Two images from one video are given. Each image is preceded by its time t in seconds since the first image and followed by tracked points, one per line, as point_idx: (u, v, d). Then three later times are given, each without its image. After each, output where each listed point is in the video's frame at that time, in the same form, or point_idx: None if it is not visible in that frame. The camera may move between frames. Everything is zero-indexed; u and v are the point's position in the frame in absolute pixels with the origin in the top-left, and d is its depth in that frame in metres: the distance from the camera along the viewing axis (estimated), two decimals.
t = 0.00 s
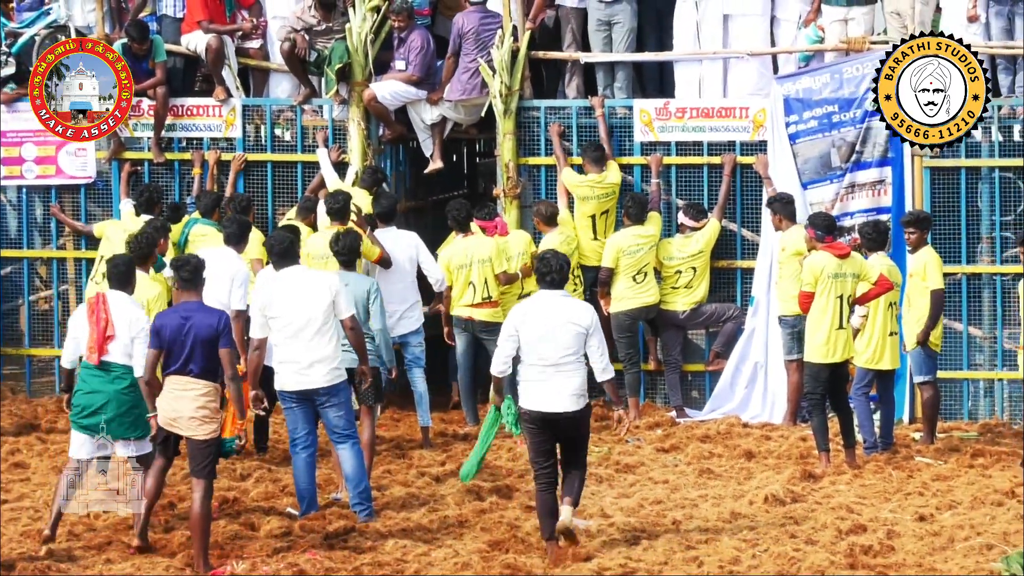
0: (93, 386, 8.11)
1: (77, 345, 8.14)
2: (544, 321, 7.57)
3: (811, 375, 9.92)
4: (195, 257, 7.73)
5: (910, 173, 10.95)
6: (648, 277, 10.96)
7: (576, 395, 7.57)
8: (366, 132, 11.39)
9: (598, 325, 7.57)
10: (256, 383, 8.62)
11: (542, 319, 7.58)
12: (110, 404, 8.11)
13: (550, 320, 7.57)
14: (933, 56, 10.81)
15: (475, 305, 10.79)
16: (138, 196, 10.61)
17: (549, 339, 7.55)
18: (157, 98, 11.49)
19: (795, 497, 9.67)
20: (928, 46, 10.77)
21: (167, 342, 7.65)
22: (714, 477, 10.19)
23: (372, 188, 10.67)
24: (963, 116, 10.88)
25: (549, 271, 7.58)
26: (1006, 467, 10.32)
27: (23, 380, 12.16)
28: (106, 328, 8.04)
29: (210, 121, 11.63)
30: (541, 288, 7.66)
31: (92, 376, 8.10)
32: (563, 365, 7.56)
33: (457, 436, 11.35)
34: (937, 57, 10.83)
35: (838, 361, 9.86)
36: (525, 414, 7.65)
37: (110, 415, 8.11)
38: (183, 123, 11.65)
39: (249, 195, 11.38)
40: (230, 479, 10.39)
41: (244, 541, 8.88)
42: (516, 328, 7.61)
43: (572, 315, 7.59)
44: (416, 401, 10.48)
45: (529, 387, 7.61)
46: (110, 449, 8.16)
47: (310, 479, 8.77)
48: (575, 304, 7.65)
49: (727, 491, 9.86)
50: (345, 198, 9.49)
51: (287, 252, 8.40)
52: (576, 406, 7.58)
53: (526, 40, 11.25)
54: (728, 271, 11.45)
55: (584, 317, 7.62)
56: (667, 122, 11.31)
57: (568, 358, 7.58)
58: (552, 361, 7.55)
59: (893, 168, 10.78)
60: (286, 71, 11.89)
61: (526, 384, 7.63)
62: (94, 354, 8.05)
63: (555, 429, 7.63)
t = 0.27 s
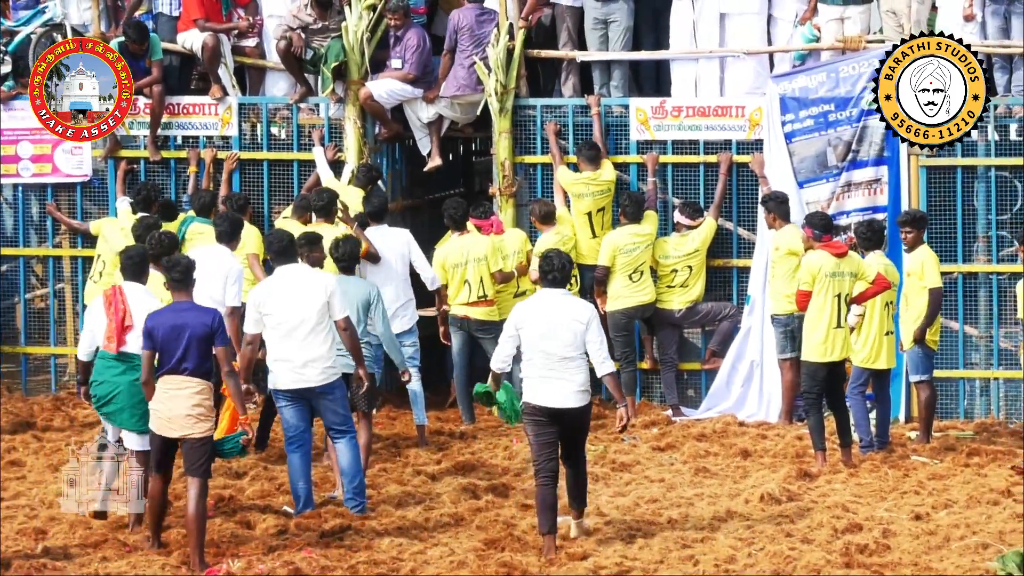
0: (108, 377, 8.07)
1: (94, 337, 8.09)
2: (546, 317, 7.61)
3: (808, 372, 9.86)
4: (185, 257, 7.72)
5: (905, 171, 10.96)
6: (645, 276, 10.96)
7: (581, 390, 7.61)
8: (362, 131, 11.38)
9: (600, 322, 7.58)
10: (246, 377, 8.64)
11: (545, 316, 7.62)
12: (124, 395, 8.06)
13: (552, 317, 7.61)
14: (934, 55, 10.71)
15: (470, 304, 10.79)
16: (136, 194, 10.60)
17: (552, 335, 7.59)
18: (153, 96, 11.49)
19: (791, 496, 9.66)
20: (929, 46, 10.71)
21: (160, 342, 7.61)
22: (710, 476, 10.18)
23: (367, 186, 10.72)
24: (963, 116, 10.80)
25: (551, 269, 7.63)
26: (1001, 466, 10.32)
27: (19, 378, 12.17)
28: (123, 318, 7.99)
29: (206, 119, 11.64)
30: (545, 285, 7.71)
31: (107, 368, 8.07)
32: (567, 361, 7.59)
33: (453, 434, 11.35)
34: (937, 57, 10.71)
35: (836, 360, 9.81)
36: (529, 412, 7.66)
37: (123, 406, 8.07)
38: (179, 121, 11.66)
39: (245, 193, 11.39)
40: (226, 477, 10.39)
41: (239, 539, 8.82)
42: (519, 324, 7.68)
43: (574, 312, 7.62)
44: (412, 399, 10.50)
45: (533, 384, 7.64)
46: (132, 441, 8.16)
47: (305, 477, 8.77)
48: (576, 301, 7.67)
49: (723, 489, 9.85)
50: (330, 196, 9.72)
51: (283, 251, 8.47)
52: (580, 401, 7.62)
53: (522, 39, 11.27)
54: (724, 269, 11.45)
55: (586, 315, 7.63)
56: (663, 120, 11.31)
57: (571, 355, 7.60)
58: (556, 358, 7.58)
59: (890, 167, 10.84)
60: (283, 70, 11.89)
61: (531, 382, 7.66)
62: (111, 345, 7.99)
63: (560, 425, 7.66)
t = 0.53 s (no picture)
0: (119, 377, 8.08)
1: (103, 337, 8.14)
2: (554, 309, 7.79)
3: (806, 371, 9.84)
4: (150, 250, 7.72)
5: (902, 169, 10.89)
6: (641, 275, 10.96)
7: (589, 379, 7.80)
8: (358, 129, 11.38)
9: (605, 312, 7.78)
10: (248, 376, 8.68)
11: (553, 308, 7.80)
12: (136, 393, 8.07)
13: (560, 309, 7.79)
14: (936, 56, 10.67)
15: (466, 303, 10.81)
16: (133, 193, 10.59)
17: (560, 327, 7.78)
18: (149, 94, 11.48)
19: (788, 495, 9.65)
20: (930, 47, 10.68)
21: (139, 335, 7.64)
22: (706, 475, 10.17)
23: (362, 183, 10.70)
24: (963, 116, 10.77)
25: (557, 259, 7.81)
26: (997, 465, 10.32)
27: (15, 376, 12.16)
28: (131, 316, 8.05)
29: (202, 118, 11.65)
30: (551, 277, 7.88)
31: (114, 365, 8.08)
32: (575, 351, 7.79)
33: (449, 433, 11.35)
34: (939, 57, 10.68)
35: (833, 359, 9.79)
36: (538, 402, 7.85)
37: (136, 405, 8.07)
38: (175, 119, 11.66)
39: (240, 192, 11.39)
40: (222, 476, 10.38)
41: (236, 538, 8.78)
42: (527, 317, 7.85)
43: (580, 303, 7.81)
44: (407, 399, 10.50)
45: (542, 375, 7.83)
46: (133, 443, 7.99)
47: (304, 476, 8.76)
48: (582, 293, 7.86)
49: (719, 488, 9.84)
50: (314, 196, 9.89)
51: (288, 247, 8.35)
52: (588, 389, 7.81)
53: (519, 38, 11.29)
54: (720, 268, 11.46)
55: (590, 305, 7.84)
56: (660, 120, 11.31)
57: (578, 346, 7.79)
58: (564, 349, 7.77)
59: (886, 166, 10.86)
60: (279, 69, 11.87)
61: (539, 373, 7.85)
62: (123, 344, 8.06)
63: (568, 414, 7.86)
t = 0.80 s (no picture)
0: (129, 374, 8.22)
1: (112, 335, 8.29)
2: (554, 302, 7.78)
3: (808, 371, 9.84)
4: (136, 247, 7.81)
5: (900, 170, 10.86)
6: (639, 274, 10.96)
7: (587, 371, 7.82)
8: (357, 129, 11.40)
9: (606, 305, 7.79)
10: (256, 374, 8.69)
11: (553, 301, 7.79)
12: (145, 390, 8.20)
13: (560, 302, 7.79)
14: (934, 56, 10.59)
15: (464, 303, 10.79)
16: (130, 192, 10.60)
17: (560, 320, 7.77)
18: (147, 94, 11.48)
19: (787, 494, 9.64)
20: (928, 47, 10.60)
21: (126, 331, 7.72)
22: (704, 474, 10.17)
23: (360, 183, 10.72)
24: (963, 116, 10.74)
25: (557, 254, 7.79)
26: (996, 464, 10.31)
27: (14, 376, 12.17)
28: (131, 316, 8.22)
29: (200, 117, 11.65)
30: (551, 270, 7.87)
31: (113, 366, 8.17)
32: (574, 343, 7.79)
33: (447, 432, 11.35)
34: (938, 58, 10.58)
35: (834, 359, 9.78)
36: (538, 394, 7.88)
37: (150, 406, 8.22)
38: (173, 119, 11.66)
39: (239, 191, 11.40)
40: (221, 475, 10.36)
41: (234, 537, 8.74)
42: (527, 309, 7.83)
43: (580, 296, 7.81)
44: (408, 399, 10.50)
45: (543, 367, 7.85)
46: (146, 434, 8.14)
47: (305, 476, 8.77)
48: (580, 286, 7.86)
49: (718, 488, 9.83)
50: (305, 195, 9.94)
51: (291, 245, 8.39)
52: (587, 381, 7.83)
53: (517, 37, 11.29)
54: (719, 268, 11.47)
55: (591, 298, 7.84)
56: (658, 119, 11.33)
57: (579, 338, 7.80)
58: (564, 342, 7.78)
59: (884, 165, 10.83)
60: (277, 68, 11.89)
61: (539, 365, 7.86)
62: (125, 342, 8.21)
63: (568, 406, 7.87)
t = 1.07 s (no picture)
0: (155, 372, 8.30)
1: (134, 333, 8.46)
2: (547, 302, 7.82)
3: (807, 370, 9.84)
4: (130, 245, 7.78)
5: (898, 171, 10.86)
6: (637, 273, 10.96)
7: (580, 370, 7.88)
8: (354, 129, 11.42)
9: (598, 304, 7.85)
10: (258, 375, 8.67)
11: (545, 301, 7.83)
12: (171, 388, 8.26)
13: (553, 302, 7.83)
14: (934, 56, 10.55)
15: (462, 303, 10.78)
16: (128, 193, 10.61)
17: (552, 320, 7.82)
18: (145, 94, 11.49)
19: (785, 493, 9.64)
20: (929, 47, 10.57)
21: (117, 331, 7.71)
22: (703, 473, 10.17)
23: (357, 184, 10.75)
24: (963, 116, 10.74)
25: (550, 255, 7.82)
26: (994, 463, 10.32)
27: (12, 377, 12.17)
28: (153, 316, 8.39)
29: (198, 117, 11.65)
30: (543, 270, 7.90)
31: (109, 370, 8.17)
32: (565, 344, 7.85)
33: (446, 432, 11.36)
34: (938, 58, 10.54)
35: (833, 359, 9.79)
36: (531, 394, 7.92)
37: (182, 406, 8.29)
38: (171, 119, 11.66)
39: (237, 191, 11.41)
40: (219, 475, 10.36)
41: (232, 537, 8.73)
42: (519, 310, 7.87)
43: (572, 296, 7.86)
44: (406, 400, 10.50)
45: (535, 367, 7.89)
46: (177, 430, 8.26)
47: (303, 477, 8.77)
48: (570, 287, 7.88)
49: (716, 487, 9.84)
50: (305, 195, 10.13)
51: (289, 246, 8.40)
52: (581, 380, 7.89)
53: (515, 36, 11.31)
54: (717, 267, 11.48)
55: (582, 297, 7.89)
56: (656, 118, 11.34)
57: (572, 338, 7.86)
58: (557, 341, 7.83)
59: (881, 165, 10.84)
60: (275, 68, 11.92)
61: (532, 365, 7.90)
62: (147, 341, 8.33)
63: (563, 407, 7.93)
